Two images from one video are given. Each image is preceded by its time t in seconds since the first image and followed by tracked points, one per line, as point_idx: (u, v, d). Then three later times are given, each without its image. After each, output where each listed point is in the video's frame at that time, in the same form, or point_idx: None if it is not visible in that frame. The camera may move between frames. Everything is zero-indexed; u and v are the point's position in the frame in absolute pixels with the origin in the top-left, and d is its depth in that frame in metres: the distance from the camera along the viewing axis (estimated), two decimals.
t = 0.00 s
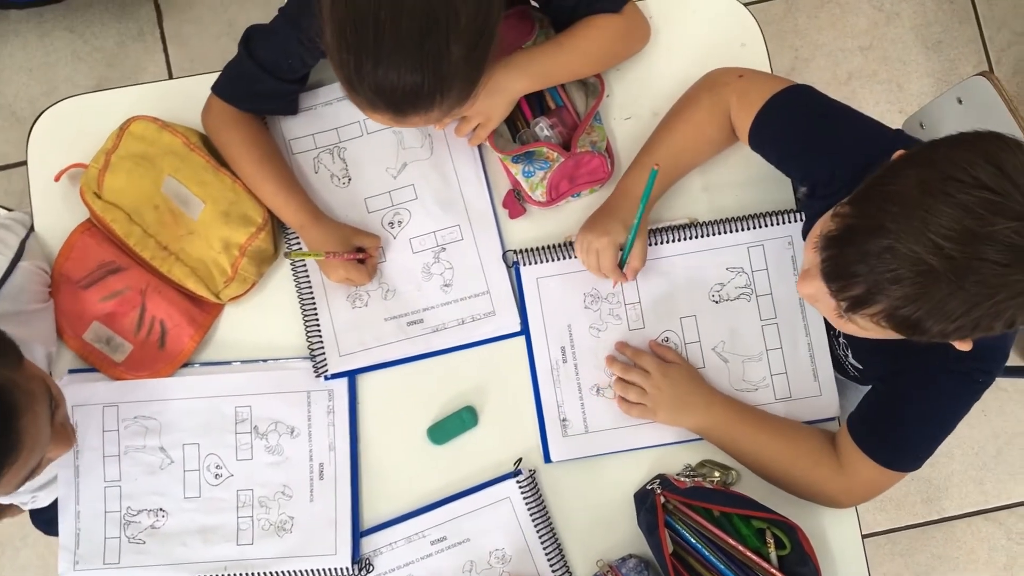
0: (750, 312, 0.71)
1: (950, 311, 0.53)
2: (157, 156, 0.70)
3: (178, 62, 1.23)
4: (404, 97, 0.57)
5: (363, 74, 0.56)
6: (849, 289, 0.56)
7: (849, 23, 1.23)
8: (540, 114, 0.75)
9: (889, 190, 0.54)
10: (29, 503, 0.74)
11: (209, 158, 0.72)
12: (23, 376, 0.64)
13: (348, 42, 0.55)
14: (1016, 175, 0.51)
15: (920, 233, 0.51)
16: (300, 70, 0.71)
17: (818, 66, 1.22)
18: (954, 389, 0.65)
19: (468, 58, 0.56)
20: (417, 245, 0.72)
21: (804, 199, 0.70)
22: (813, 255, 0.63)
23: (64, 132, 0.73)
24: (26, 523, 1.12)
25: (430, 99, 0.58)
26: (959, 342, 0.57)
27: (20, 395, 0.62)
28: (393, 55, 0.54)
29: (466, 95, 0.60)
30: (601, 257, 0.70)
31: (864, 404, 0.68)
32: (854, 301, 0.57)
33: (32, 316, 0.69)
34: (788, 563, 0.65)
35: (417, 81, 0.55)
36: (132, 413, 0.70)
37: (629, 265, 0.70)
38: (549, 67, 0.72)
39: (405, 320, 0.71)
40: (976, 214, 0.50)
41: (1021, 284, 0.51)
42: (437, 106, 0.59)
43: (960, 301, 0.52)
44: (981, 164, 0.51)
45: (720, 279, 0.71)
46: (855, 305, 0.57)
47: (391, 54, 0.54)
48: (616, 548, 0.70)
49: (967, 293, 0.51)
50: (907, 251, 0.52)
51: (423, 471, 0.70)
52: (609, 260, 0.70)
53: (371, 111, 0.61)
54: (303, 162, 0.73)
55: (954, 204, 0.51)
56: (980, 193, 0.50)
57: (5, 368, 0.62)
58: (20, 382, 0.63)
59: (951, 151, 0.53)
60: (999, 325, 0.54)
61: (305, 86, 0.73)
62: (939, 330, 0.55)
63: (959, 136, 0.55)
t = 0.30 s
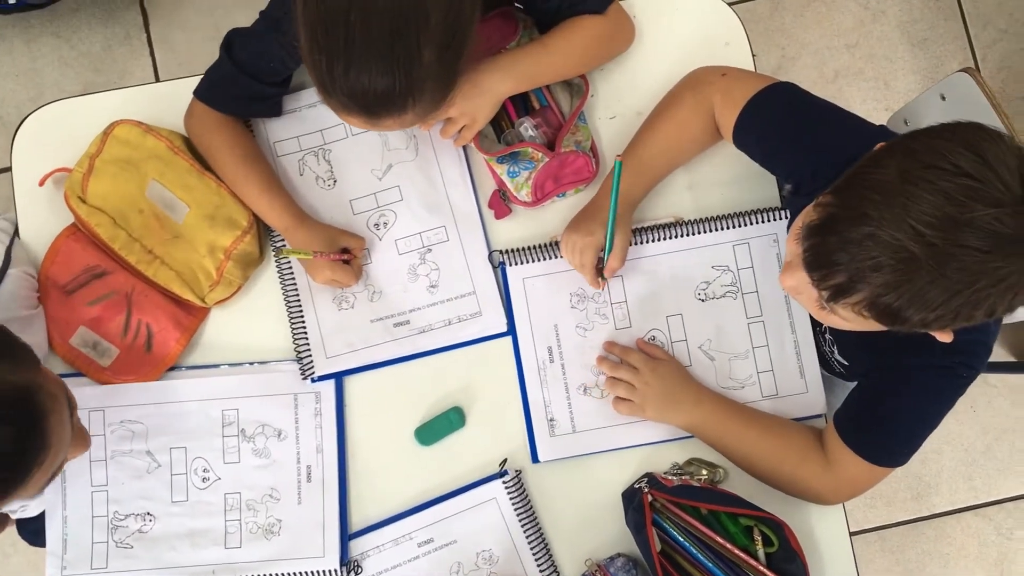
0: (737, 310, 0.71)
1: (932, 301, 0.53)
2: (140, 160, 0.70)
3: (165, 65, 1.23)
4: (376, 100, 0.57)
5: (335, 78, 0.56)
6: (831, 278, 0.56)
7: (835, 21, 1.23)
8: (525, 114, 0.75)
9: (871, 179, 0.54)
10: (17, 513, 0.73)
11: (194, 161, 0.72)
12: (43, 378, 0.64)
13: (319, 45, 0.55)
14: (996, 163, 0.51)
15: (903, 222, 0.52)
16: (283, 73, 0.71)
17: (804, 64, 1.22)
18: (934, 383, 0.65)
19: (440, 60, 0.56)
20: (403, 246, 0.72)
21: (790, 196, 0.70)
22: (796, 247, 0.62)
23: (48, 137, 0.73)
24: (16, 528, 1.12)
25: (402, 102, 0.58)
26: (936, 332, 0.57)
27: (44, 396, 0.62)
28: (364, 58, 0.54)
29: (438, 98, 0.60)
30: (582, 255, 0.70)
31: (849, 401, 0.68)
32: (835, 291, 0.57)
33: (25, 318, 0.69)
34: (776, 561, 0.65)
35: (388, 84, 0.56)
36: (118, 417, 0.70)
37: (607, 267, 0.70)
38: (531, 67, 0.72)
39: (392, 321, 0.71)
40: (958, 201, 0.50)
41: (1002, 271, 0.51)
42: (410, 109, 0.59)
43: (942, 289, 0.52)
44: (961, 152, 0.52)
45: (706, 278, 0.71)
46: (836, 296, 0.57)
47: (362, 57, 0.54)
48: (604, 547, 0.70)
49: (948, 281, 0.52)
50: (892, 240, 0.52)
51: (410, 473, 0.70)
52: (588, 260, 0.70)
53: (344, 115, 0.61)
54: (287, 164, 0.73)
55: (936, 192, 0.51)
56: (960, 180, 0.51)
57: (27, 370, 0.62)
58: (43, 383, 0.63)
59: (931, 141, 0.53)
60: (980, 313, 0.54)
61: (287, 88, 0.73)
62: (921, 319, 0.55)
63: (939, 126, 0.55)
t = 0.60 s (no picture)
0: (722, 306, 0.71)
1: (909, 295, 0.53)
2: (124, 159, 0.70)
3: (153, 65, 1.23)
4: (358, 94, 0.57)
5: (316, 72, 0.56)
6: (808, 275, 0.56)
7: (822, 19, 1.23)
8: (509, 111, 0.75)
9: (847, 174, 0.54)
10: None
11: (177, 161, 0.72)
12: None
13: (300, 38, 0.55)
14: (969, 157, 0.52)
15: (879, 216, 0.52)
16: (266, 70, 0.72)
17: (792, 62, 1.23)
18: (912, 376, 0.65)
19: (422, 53, 0.57)
20: (388, 244, 0.72)
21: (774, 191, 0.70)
22: (775, 244, 0.62)
23: (32, 137, 0.73)
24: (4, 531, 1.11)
25: (384, 96, 0.58)
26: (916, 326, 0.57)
27: None
28: (345, 50, 0.54)
29: (421, 92, 0.60)
30: (567, 253, 0.70)
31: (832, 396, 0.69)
32: (813, 288, 0.57)
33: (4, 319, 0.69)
34: (761, 556, 0.66)
35: (370, 78, 0.56)
36: (103, 417, 0.70)
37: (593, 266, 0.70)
38: (515, 65, 0.72)
39: (377, 319, 0.71)
40: (933, 195, 0.51)
41: (977, 264, 0.51)
42: (392, 103, 0.59)
43: (919, 284, 0.52)
44: (934, 146, 0.52)
45: (691, 274, 0.71)
46: (814, 293, 0.57)
47: (342, 50, 0.54)
48: (590, 543, 0.70)
49: (925, 275, 0.52)
50: (869, 234, 0.52)
51: (396, 470, 0.70)
52: (573, 258, 0.70)
53: (327, 109, 0.61)
54: (271, 163, 0.73)
55: (912, 186, 0.51)
56: (935, 174, 0.51)
57: None
58: None
59: (905, 137, 0.54)
60: (957, 308, 0.55)
61: (271, 86, 0.73)
62: (899, 314, 0.55)
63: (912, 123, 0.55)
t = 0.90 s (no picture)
0: (708, 299, 0.71)
1: (882, 281, 0.53)
2: (110, 151, 0.70)
3: (146, 61, 1.23)
4: (345, 85, 0.57)
5: (303, 62, 0.56)
6: (783, 261, 0.56)
7: (813, 16, 1.23)
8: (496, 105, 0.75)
9: (821, 161, 0.55)
10: None
11: (163, 154, 0.72)
12: None
13: (287, 28, 0.55)
14: (942, 142, 0.52)
15: (852, 202, 0.52)
16: (252, 62, 0.72)
17: (783, 59, 1.23)
18: (890, 365, 0.65)
19: (408, 43, 0.57)
20: (374, 237, 0.72)
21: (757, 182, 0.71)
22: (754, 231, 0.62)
23: (20, 129, 0.73)
24: None
25: (372, 86, 0.58)
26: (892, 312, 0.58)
27: None
28: (332, 41, 0.54)
29: (408, 82, 0.60)
30: (553, 247, 0.70)
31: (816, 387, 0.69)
32: (788, 274, 0.57)
33: None
34: (746, 547, 0.66)
35: (356, 67, 0.56)
36: (90, 409, 0.70)
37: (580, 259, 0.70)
38: (502, 59, 0.72)
39: (364, 312, 0.71)
40: (905, 179, 0.51)
41: (949, 249, 0.51)
42: (379, 93, 0.60)
43: (892, 269, 0.52)
44: (909, 133, 0.52)
45: (677, 266, 0.71)
46: (789, 279, 0.57)
47: (328, 40, 0.54)
48: (577, 535, 0.70)
49: (898, 260, 0.52)
50: (843, 221, 0.52)
51: (383, 462, 0.70)
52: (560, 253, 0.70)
53: (314, 99, 0.61)
54: (259, 156, 0.73)
55: (885, 171, 0.52)
56: (908, 160, 0.52)
57: None
58: None
59: (879, 124, 0.54)
60: (931, 293, 0.55)
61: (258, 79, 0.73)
62: (873, 300, 0.55)
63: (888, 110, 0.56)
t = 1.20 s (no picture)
0: (694, 289, 0.71)
1: (800, 281, 0.53)
2: (99, 140, 0.70)
3: (139, 56, 1.23)
4: (329, 75, 0.58)
5: (286, 52, 0.56)
6: (727, 252, 0.57)
7: (804, 13, 1.24)
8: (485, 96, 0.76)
9: (761, 164, 0.54)
10: None
11: (153, 143, 0.72)
12: None
13: (270, 19, 0.55)
14: (870, 156, 0.50)
15: (770, 204, 0.52)
16: (241, 52, 0.72)
17: (774, 56, 1.23)
18: (876, 353, 0.65)
19: (391, 34, 0.57)
20: (362, 227, 0.72)
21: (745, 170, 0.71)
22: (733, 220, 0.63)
23: (10, 118, 0.73)
24: None
25: (355, 76, 0.58)
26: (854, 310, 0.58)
27: None
28: (313, 31, 0.55)
29: (391, 73, 0.61)
30: (543, 240, 0.71)
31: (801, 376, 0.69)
32: (730, 262, 0.57)
33: None
34: (731, 536, 0.67)
35: (339, 58, 0.56)
36: (78, 397, 0.70)
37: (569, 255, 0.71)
38: (489, 50, 0.72)
39: (352, 301, 0.72)
40: (816, 190, 0.50)
41: (869, 266, 0.50)
42: (362, 84, 0.60)
43: (805, 271, 0.52)
44: (845, 148, 0.50)
45: (664, 257, 0.71)
46: (732, 267, 0.58)
47: (310, 30, 0.55)
48: (563, 524, 0.70)
49: (808, 263, 0.51)
50: (762, 221, 0.52)
51: (371, 450, 0.71)
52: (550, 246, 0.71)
53: (297, 89, 0.61)
54: (248, 146, 0.73)
55: (802, 178, 0.50)
56: (837, 177, 0.49)
57: None
58: None
59: (823, 131, 0.52)
60: (856, 297, 0.53)
61: (247, 69, 0.73)
62: (799, 296, 0.55)
63: (845, 114, 0.53)
